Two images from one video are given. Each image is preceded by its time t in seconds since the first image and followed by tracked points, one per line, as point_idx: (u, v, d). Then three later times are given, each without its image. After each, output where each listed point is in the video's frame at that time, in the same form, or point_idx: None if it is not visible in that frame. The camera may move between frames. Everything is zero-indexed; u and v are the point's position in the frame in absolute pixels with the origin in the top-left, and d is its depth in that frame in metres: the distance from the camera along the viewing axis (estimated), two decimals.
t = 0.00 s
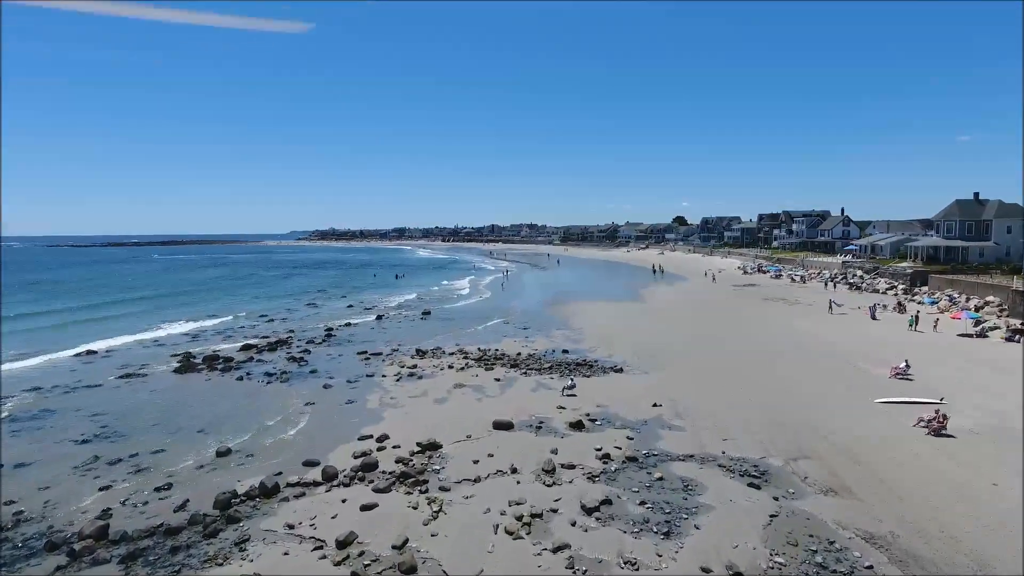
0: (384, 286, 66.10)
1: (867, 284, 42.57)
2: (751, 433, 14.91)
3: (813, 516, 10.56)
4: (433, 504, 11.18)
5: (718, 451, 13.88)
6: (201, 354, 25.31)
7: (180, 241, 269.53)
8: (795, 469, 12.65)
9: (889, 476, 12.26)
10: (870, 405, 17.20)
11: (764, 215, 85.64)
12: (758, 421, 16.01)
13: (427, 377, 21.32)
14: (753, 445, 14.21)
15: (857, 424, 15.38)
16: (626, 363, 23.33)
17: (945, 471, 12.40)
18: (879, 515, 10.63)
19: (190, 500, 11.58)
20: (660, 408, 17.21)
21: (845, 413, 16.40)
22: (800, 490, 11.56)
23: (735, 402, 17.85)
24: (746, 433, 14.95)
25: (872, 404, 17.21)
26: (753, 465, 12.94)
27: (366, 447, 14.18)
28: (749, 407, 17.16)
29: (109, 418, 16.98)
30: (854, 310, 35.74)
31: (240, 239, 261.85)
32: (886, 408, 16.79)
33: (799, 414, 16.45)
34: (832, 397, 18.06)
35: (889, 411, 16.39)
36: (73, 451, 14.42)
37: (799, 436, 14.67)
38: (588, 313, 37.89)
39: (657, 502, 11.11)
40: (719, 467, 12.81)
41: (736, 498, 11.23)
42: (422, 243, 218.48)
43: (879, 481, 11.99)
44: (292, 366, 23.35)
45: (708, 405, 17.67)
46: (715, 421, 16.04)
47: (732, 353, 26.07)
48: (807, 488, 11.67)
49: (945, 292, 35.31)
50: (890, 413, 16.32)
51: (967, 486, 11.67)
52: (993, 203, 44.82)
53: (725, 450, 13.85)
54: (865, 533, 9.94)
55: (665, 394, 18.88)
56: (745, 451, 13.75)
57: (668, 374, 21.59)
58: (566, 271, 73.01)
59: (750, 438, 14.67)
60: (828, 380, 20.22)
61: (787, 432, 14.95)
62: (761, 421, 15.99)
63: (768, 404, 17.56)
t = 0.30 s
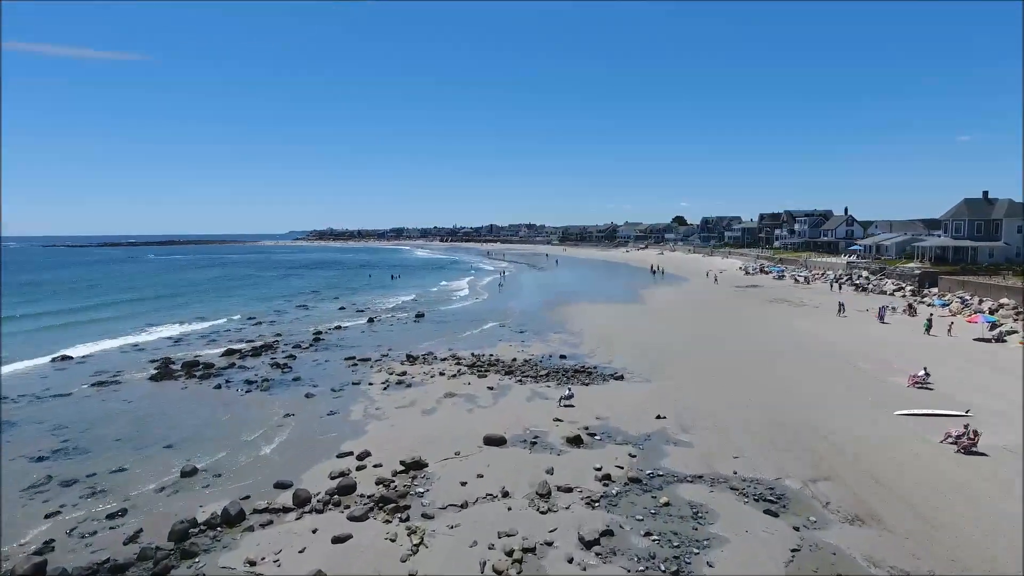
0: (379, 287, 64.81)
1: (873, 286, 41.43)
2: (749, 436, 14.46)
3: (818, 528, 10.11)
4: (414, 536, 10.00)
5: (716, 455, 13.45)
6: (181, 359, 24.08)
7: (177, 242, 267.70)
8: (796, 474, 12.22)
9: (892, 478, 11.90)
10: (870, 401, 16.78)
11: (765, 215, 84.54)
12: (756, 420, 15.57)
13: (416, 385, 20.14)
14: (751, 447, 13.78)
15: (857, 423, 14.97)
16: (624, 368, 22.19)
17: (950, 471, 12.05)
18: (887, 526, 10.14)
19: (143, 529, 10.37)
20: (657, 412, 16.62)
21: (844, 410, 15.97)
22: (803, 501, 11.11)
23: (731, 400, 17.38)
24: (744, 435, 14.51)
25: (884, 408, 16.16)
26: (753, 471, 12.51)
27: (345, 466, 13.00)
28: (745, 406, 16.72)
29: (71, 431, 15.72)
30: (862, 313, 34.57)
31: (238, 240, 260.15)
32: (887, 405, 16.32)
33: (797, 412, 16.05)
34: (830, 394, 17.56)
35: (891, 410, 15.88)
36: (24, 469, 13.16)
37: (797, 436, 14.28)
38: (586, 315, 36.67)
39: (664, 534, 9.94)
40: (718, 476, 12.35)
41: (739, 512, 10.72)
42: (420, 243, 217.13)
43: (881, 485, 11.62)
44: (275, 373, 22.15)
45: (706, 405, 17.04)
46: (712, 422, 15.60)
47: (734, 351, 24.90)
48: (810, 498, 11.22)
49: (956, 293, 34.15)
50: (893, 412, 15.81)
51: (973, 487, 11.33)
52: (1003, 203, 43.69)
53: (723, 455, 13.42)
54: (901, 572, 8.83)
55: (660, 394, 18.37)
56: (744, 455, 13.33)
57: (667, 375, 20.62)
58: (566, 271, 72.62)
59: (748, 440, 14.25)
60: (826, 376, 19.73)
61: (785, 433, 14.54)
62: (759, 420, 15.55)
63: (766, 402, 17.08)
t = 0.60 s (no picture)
0: (388, 288, 63.86)
1: (900, 288, 39.63)
2: (765, 446, 14.45)
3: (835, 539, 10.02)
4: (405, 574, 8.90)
5: (731, 460, 13.45)
6: (176, 365, 23.18)
7: (194, 241, 270.69)
8: (811, 483, 12.18)
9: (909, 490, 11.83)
10: (888, 419, 16.64)
11: (782, 215, 82.46)
12: (772, 431, 15.55)
13: (418, 395, 19.02)
14: (767, 455, 13.77)
15: (877, 439, 14.86)
16: (641, 378, 20.91)
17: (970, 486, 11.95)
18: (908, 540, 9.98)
19: (106, 561, 9.36)
20: (672, 419, 16.47)
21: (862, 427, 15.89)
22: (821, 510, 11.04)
23: (747, 409, 17.34)
24: (760, 445, 14.49)
25: (923, 435, 14.92)
26: (768, 478, 12.48)
27: (335, 489, 11.94)
28: (762, 418, 16.67)
29: (49, 444, 14.82)
30: (890, 317, 32.86)
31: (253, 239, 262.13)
32: (909, 425, 16.05)
33: (814, 425, 16.05)
34: (849, 410, 17.44)
35: (914, 429, 15.56)
36: None
37: (813, 448, 14.26)
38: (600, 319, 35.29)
39: None
40: (734, 480, 12.32)
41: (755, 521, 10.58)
42: (433, 243, 216.78)
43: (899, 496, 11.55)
44: (273, 380, 21.17)
45: (722, 415, 16.85)
46: (727, 430, 15.61)
47: (759, 368, 23.66)
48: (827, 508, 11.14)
49: (990, 297, 32.34)
50: (915, 430, 15.49)
51: (993, 503, 11.21)
52: None
53: (738, 460, 13.38)
54: None
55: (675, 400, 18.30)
56: (760, 462, 13.31)
57: (686, 387, 19.82)
58: (580, 271, 73.34)
59: (765, 449, 14.25)
60: (845, 391, 19.55)
61: (802, 445, 14.52)
62: (775, 430, 15.51)
63: (783, 414, 17.04)
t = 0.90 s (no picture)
0: (394, 289, 62.78)
1: (923, 290, 37.92)
2: (766, 445, 14.47)
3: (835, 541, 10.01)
4: None
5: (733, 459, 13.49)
6: (165, 372, 22.27)
7: (206, 241, 273.02)
8: (811, 483, 12.23)
9: (908, 489, 11.87)
10: (888, 417, 16.62)
11: (797, 215, 80.43)
12: (774, 429, 15.54)
13: (415, 406, 17.86)
14: (769, 455, 13.78)
15: (878, 439, 14.80)
16: (653, 388, 19.60)
17: (969, 486, 11.98)
18: (910, 544, 9.92)
19: None
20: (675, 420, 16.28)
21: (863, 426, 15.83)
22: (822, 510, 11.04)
23: (748, 409, 17.30)
24: (761, 444, 14.53)
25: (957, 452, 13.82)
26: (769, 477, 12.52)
27: (313, 518, 10.92)
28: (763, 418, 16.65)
29: (17, 459, 14.05)
30: (914, 322, 31.25)
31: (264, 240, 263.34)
32: (912, 425, 15.86)
33: (815, 424, 16.01)
34: (852, 408, 17.33)
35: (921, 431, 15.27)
36: None
37: (812, 446, 14.32)
38: (609, 323, 33.88)
39: None
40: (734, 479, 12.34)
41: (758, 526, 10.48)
42: (442, 243, 216.25)
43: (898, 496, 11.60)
44: (263, 389, 20.15)
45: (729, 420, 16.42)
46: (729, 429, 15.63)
47: (778, 373, 22.18)
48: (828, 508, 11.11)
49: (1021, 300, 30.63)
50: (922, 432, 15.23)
51: (994, 503, 11.20)
52: None
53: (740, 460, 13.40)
54: None
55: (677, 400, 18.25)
56: (762, 461, 13.34)
57: (702, 397, 18.64)
58: (589, 271, 72.70)
59: (766, 448, 14.27)
60: (847, 390, 19.43)
61: (802, 444, 14.51)
62: (777, 429, 15.48)
63: (785, 413, 16.98)
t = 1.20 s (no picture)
0: (391, 290, 61.50)
1: (935, 292, 36.60)
2: (766, 445, 14.17)
3: (836, 548, 9.84)
4: None
5: (732, 461, 13.24)
6: (140, 379, 21.07)
7: (206, 241, 272.62)
8: (811, 483, 12.11)
9: (908, 490, 11.68)
10: (889, 411, 16.25)
11: (801, 215, 78.98)
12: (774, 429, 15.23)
13: (401, 419, 16.66)
14: (769, 456, 13.51)
15: (879, 435, 14.50)
16: (657, 399, 18.31)
17: (968, 484, 11.81)
18: (911, 550, 9.75)
19: None
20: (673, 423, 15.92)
21: (866, 422, 15.40)
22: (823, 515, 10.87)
23: (748, 408, 16.93)
24: (761, 445, 14.22)
25: (972, 454, 13.14)
26: (769, 480, 12.28)
27: (278, 557, 9.80)
28: (763, 417, 16.27)
29: None
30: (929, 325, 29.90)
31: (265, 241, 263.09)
32: (915, 420, 15.45)
33: (816, 422, 15.63)
34: (854, 403, 16.90)
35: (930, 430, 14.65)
36: None
37: (812, 445, 14.06)
38: (610, 326, 32.64)
39: None
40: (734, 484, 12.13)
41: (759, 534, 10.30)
42: (442, 243, 215.29)
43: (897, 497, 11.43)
44: (241, 399, 18.92)
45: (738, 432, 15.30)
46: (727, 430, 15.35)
47: (786, 372, 20.92)
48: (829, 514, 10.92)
49: None
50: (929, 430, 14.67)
51: (994, 501, 11.10)
52: None
53: (738, 461, 13.16)
54: None
55: (675, 403, 17.86)
56: (762, 463, 13.11)
57: (709, 405, 17.43)
58: (589, 271, 73.13)
59: (766, 449, 13.99)
60: (850, 386, 18.89)
61: (803, 441, 14.37)
62: (777, 429, 15.18)
63: (786, 412, 16.54)
